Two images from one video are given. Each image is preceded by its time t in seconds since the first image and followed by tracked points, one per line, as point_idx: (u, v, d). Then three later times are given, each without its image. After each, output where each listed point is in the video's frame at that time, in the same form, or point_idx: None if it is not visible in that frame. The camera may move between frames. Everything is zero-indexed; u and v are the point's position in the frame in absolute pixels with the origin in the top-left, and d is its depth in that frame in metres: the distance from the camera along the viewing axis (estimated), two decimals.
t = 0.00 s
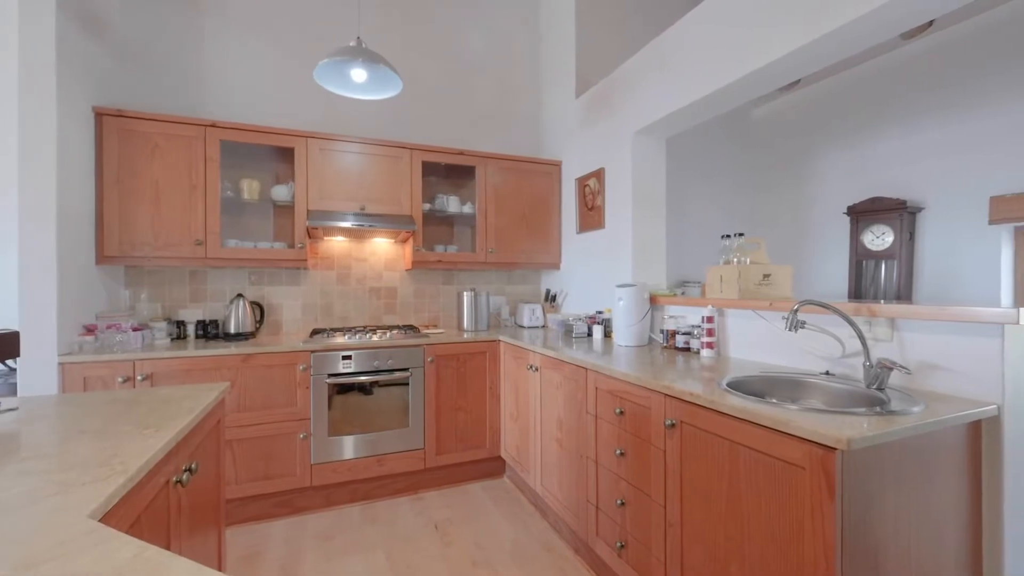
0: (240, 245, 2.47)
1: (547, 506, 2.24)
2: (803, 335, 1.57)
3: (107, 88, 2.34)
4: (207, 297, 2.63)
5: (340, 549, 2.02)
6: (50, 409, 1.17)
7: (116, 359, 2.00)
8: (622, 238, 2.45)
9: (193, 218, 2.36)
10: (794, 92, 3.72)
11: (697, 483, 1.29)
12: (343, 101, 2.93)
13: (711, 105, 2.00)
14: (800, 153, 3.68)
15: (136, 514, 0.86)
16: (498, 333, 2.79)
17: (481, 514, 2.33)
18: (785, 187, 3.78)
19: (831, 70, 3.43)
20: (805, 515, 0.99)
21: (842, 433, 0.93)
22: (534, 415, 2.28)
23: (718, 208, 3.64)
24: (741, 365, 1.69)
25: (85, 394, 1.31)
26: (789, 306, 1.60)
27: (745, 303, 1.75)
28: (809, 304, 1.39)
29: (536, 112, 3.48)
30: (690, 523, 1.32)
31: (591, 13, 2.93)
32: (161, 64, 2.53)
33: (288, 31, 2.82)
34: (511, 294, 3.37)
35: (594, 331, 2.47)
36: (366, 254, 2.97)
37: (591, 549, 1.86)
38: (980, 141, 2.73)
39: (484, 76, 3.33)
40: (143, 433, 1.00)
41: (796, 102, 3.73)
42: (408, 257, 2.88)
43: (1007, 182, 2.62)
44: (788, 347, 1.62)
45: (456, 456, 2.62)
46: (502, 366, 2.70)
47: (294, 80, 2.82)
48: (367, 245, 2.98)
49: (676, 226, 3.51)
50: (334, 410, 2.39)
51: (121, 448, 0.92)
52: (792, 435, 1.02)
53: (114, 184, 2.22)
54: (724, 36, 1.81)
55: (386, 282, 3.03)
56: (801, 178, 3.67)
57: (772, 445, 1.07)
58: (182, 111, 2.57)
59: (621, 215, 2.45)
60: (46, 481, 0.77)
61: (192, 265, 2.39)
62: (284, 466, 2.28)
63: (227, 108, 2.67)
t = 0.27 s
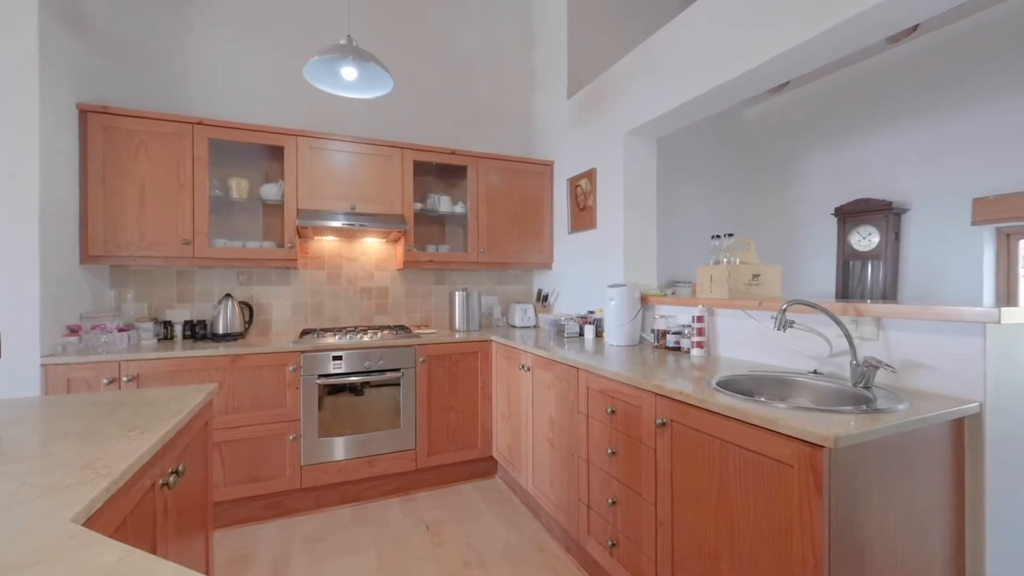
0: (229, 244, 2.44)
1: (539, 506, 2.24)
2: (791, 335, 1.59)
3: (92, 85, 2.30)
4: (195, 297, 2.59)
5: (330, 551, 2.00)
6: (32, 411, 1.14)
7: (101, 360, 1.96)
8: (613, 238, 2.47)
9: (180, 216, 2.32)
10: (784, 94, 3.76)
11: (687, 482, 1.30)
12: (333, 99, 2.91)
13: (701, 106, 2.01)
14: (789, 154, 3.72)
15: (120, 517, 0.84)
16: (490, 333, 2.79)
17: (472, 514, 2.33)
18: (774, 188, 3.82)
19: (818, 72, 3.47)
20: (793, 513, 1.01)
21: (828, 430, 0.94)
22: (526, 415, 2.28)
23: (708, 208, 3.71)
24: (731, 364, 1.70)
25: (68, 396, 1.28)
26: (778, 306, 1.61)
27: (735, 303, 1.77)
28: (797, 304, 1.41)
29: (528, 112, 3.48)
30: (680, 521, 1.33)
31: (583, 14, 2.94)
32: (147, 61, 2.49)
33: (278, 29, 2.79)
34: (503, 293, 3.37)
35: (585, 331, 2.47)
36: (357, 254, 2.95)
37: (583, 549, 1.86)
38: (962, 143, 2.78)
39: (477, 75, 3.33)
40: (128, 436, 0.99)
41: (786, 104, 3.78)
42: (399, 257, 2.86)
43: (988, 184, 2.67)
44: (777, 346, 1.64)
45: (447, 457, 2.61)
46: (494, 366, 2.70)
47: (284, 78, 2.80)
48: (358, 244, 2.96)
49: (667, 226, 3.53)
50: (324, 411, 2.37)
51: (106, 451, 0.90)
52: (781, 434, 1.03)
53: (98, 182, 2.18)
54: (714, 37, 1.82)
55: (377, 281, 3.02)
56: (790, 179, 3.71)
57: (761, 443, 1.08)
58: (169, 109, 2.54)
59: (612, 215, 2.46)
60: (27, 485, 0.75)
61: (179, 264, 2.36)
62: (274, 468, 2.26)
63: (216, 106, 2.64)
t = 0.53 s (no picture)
0: (218, 244, 2.41)
1: (531, 506, 2.24)
2: (781, 334, 1.61)
3: (78, 81, 2.26)
4: (183, 297, 2.56)
5: (321, 553, 1.99)
6: (14, 413, 1.12)
7: (86, 361, 1.93)
8: (606, 239, 2.47)
9: (169, 215, 2.29)
10: (774, 96, 3.80)
11: (678, 481, 1.30)
12: (325, 98, 2.89)
13: (693, 107, 2.03)
14: (780, 155, 3.76)
15: (105, 521, 0.83)
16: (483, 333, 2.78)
17: (465, 514, 2.32)
18: (765, 189, 3.86)
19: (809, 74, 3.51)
20: (782, 511, 1.02)
21: (817, 429, 0.95)
22: (518, 415, 2.28)
23: (699, 208, 3.74)
24: (721, 363, 1.71)
25: (52, 398, 1.26)
26: (767, 306, 1.63)
27: (726, 303, 1.78)
28: (787, 304, 1.42)
29: (520, 112, 3.48)
30: (671, 520, 1.33)
31: (577, 13, 2.94)
32: (134, 57, 2.45)
33: (268, 26, 2.76)
34: (495, 293, 3.37)
35: (578, 331, 2.48)
36: (348, 254, 2.94)
37: (575, 548, 1.86)
38: (948, 144, 2.81)
39: (469, 75, 3.32)
40: (114, 438, 0.97)
41: (776, 106, 3.81)
42: (391, 257, 2.85)
43: (974, 185, 2.70)
44: (767, 346, 1.66)
45: (439, 457, 2.60)
46: (486, 366, 2.70)
47: (274, 75, 2.77)
48: (350, 244, 2.94)
49: (659, 226, 3.55)
50: (315, 412, 2.35)
51: (90, 454, 0.89)
52: (770, 432, 1.04)
53: (84, 180, 2.14)
54: (707, 38, 1.83)
55: (369, 282, 3.00)
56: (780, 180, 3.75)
57: (751, 442, 1.09)
58: (156, 106, 2.50)
59: (604, 215, 2.47)
60: (9, 489, 0.74)
61: (167, 264, 2.33)
62: (264, 470, 2.23)
63: (205, 103, 2.60)
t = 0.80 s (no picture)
0: (207, 244, 2.38)
1: (524, 506, 2.24)
2: (771, 334, 1.62)
3: (62, 77, 2.22)
4: (171, 297, 2.53)
5: (312, 555, 1.97)
6: None
7: (71, 363, 1.90)
8: (598, 239, 2.48)
9: (156, 214, 2.26)
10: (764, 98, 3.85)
11: (670, 480, 1.31)
12: (316, 96, 2.86)
13: (684, 109, 2.04)
14: (770, 156, 3.80)
15: (90, 526, 0.81)
16: (475, 333, 2.78)
17: (457, 515, 2.31)
18: (755, 190, 3.90)
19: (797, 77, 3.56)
20: (772, 509, 1.02)
21: (806, 428, 0.96)
22: (511, 415, 2.28)
23: (691, 209, 3.78)
24: (712, 363, 1.73)
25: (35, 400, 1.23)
26: (758, 306, 1.64)
27: (717, 303, 1.80)
28: (776, 304, 1.43)
29: (513, 112, 3.48)
30: (663, 519, 1.34)
31: (569, 15, 2.95)
32: (120, 53, 2.41)
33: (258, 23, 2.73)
34: (488, 294, 3.36)
35: (570, 331, 2.48)
36: (340, 253, 2.92)
37: (567, 548, 1.87)
38: (934, 146, 2.84)
39: (462, 74, 3.32)
40: (100, 441, 0.96)
41: (766, 108, 3.86)
42: (383, 257, 2.83)
43: (959, 187, 2.74)
44: (757, 346, 1.67)
45: (432, 458, 2.59)
46: (478, 366, 2.69)
47: (264, 73, 2.74)
48: (341, 244, 2.92)
49: (651, 226, 3.57)
50: (306, 414, 2.33)
51: (75, 457, 0.87)
52: (761, 431, 1.05)
53: (68, 178, 2.10)
54: (698, 40, 1.84)
55: (360, 281, 2.98)
56: (770, 181, 3.79)
57: (742, 441, 1.10)
58: (143, 104, 2.47)
59: (597, 215, 2.48)
60: None
61: (155, 264, 2.29)
62: (253, 472, 2.21)
63: (193, 101, 2.57)
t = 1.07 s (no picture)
0: (195, 243, 2.35)
1: (516, 506, 2.24)
2: (760, 334, 1.64)
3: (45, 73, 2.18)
4: (158, 297, 2.49)
5: (302, 558, 1.95)
6: None
7: (55, 364, 1.86)
8: (590, 239, 2.48)
9: (143, 213, 2.22)
10: (753, 100, 3.89)
11: (661, 479, 1.32)
12: (306, 95, 2.84)
13: (675, 110, 2.05)
14: (759, 158, 3.84)
15: (74, 531, 0.79)
16: (467, 333, 2.78)
17: (449, 516, 2.31)
18: (745, 191, 3.94)
19: (785, 80, 3.60)
20: (762, 507, 1.03)
21: (795, 426, 0.97)
22: (503, 415, 2.28)
23: (682, 209, 3.83)
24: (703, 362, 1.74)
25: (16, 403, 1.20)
26: (747, 306, 1.66)
27: (707, 303, 1.81)
28: (766, 304, 1.45)
29: (505, 112, 3.48)
30: (654, 518, 1.35)
31: (561, 16, 2.96)
32: (105, 49, 2.37)
33: (247, 20, 2.70)
34: (480, 293, 3.36)
35: (562, 331, 2.49)
36: (330, 253, 2.89)
37: (559, 548, 1.87)
38: (920, 147, 2.88)
39: (454, 74, 3.31)
40: (83, 444, 0.94)
41: (755, 109, 3.90)
42: (374, 257, 2.82)
43: (943, 189, 2.78)
44: (747, 345, 1.69)
45: (423, 459, 2.58)
46: (470, 366, 2.69)
47: (253, 71, 2.71)
48: (332, 244, 2.90)
49: (642, 226, 3.59)
50: (296, 415, 2.31)
51: (58, 461, 0.85)
52: (751, 430, 1.06)
53: (52, 176, 2.06)
54: (689, 42, 1.86)
55: (351, 282, 2.96)
56: (759, 182, 3.83)
57: (732, 440, 1.10)
58: (129, 101, 2.43)
59: (588, 215, 2.49)
60: None
61: (141, 264, 2.26)
62: (242, 474, 2.18)
63: (179, 99, 2.53)
